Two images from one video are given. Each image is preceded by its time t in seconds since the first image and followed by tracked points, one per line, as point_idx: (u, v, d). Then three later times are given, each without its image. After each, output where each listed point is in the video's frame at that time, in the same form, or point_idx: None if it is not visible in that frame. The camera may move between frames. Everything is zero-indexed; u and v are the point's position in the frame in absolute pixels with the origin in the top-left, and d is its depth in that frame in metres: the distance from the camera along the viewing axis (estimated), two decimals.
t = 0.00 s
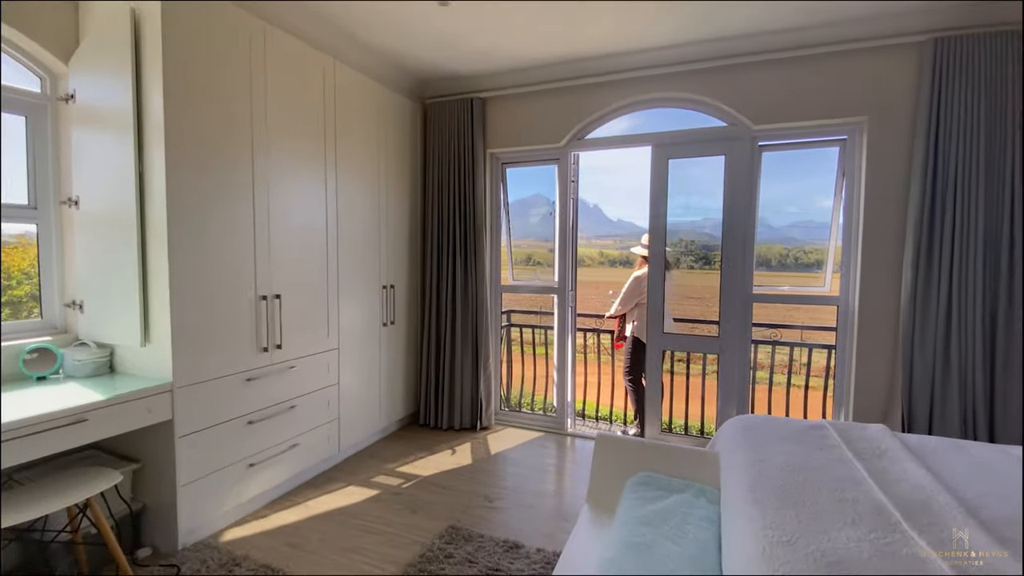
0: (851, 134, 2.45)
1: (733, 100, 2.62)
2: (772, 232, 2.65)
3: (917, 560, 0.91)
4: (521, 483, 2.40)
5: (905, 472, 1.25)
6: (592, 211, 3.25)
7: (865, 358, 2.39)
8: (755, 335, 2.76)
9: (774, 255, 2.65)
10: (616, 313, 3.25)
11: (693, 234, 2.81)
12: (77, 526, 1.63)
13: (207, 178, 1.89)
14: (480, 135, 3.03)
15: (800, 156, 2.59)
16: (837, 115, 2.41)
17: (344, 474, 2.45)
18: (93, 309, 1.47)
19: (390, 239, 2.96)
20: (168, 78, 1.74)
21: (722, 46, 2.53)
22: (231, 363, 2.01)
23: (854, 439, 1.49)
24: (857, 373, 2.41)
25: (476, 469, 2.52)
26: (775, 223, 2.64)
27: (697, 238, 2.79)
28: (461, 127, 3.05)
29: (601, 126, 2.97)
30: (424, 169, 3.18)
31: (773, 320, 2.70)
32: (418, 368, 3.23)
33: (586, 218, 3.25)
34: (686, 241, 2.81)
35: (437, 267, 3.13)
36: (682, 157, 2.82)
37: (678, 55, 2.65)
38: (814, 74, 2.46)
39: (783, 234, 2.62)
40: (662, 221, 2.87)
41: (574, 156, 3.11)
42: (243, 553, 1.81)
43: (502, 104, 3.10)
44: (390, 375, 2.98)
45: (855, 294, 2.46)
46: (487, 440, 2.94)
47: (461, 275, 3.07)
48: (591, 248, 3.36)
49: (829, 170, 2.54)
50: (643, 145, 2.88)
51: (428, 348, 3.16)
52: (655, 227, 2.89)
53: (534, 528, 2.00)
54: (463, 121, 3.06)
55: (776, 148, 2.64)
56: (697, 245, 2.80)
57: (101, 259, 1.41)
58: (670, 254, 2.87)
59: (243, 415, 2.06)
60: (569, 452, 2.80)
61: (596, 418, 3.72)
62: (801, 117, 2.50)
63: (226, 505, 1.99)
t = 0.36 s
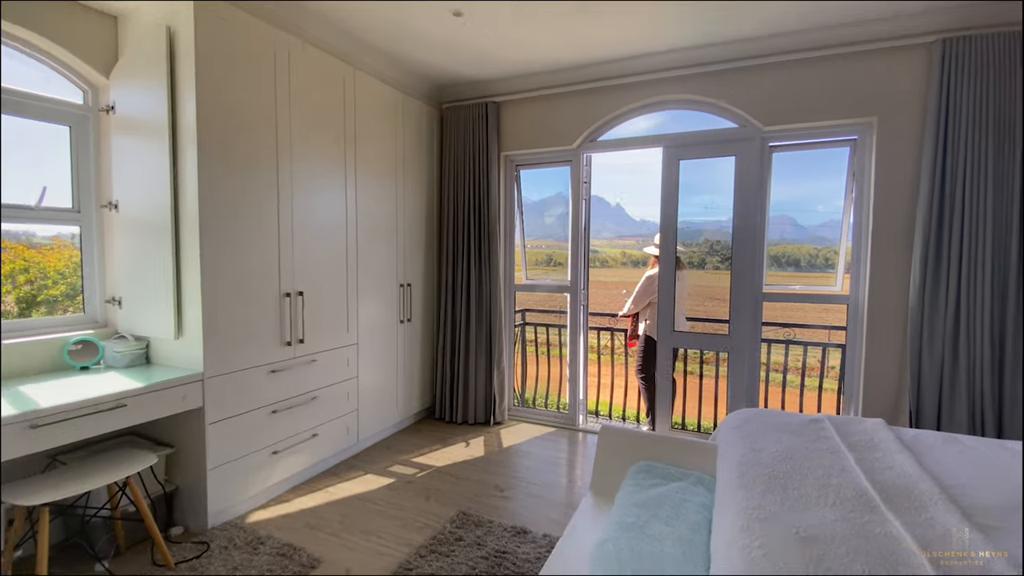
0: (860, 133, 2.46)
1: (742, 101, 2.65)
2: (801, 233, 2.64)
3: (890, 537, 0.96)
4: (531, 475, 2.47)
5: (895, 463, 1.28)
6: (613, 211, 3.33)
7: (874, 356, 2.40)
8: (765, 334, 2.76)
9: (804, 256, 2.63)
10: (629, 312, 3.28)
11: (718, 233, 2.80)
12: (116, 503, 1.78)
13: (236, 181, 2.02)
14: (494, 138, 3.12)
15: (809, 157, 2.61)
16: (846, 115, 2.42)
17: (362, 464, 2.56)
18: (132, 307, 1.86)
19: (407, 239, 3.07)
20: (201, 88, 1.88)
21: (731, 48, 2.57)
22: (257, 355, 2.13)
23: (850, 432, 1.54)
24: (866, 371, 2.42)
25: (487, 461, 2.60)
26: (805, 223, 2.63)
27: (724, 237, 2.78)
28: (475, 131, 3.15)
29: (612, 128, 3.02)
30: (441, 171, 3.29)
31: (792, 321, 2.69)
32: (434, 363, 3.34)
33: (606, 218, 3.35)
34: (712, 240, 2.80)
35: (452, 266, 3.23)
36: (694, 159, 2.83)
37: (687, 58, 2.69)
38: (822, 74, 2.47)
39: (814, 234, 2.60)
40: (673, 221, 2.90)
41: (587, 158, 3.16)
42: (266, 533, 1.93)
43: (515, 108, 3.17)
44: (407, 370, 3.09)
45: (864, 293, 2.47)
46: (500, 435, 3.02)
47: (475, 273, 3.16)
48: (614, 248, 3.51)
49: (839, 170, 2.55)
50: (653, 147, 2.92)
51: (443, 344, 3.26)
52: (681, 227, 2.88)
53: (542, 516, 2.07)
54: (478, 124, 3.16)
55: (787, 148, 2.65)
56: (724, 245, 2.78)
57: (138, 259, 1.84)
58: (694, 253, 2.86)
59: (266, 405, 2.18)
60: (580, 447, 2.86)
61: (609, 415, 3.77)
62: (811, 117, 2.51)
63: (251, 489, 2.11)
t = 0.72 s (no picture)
0: (867, 134, 2.48)
1: (749, 103, 2.70)
2: (833, 232, 2.59)
3: (856, 518, 1.03)
4: (540, 467, 2.56)
5: (878, 457, 1.34)
6: (635, 209, 3.16)
7: (880, 355, 2.42)
8: (772, 333, 2.78)
9: (835, 256, 2.59)
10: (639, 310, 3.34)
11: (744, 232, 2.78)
12: (152, 483, 1.86)
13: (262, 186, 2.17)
14: (507, 141, 3.22)
15: (815, 157, 2.63)
16: (853, 116, 2.45)
17: (379, 454, 2.69)
18: (166, 303, 1.91)
19: (423, 239, 3.19)
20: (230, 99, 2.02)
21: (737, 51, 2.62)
22: (281, 349, 2.28)
23: (841, 425, 1.59)
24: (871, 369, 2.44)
25: (498, 454, 2.70)
26: (837, 223, 2.58)
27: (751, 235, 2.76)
28: (489, 135, 3.26)
29: (623, 129, 3.09)
30: (456, 174, 3.40)
31: (806, 321, 2.69)
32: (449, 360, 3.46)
33: (626, 216, 3.21)
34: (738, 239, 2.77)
35: (466, 265, 3.34)
36: (702, 159, 2.87)
37: (694, 61, 2.75)
38: (828, 76, 2.51)
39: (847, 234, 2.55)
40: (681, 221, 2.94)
41: (597, 160, 3.24)
42: (288, 514, 2.06)
43: (527, 112, 3.27)
44: (422, 365, 3.21)
45: (871, 292, 2.49)
46: (511, 429, 3.12)
47: (488, 272, 3.26)
48: (636, 248, 3.25)
49: (846, 170, 2.56)
50: (662, 148, 2.98)
51: (458, 341, 3.37)
52: (705, 226, 2.87)
53: (547, 505, 2.16)
54: (491, 128, 3.26)
55: (794, 149, 2.68)
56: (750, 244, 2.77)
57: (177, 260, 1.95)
58: (720, 252, 2.84)
59: (289, 396, 2.32)
60: (588, 442, 2.93)
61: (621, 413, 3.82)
62: (817, 119, 2.54)
63: (274, 474, 2.25)
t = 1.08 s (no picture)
0: (874, 134, 2.49)
1: (754, 106, 2.73)
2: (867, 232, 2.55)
3: (831, 505, 1.09)
4: (547, 460, 2.65)
5: (865, 450, 1.40)
6: (657, 208, 3.25)
7: (886, 354, 2.42)
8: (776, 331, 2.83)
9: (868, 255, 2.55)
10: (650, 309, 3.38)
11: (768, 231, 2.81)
12: (184, 465, 2.05)
13: (285, 189, 2.31)
14: (519, 144, 3.31)
15: (823, 157, 2.65)
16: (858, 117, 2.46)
17: (393, 444, 2.82)
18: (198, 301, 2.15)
19: (438, 239, 3.30)
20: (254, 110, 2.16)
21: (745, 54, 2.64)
22: (302, 343, 2.42)
23: (832, 420, 1.64)
24: (877, 368, 2.45)
25: (507, 447, 2.80)
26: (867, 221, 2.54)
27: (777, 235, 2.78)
28: (501, 138, 3.35)
29: (635, 130, 3.14)
30: (470, 176, 3.51)
31: (816, 319, 2.71)
32: (463, 356, 3.57)
33: (649, 216, 3.33)
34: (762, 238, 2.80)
35: (478, 265, 3.44)
36: (710, 161, 2.92)
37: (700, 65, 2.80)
38: (834, 78, 2.52)
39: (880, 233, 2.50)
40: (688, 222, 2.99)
41: (606, 162, 3.30)
42: (307, 497, 2.20)
43: (538, 115, 3.35)
44: (436, 361, 3.33)
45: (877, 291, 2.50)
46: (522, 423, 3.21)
47: (500, 271, 3.36)
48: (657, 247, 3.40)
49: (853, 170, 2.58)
50: (670, 150, 3.04)
51: (471, 338, 3.48)
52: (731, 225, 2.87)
53: (551, 495, 2.24)
54: (503, 131, 3.36)
55: (801, 150, 2.71)
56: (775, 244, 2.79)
57: (206, 265, 2.14)
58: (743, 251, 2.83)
59: (309, 387, 2.46)
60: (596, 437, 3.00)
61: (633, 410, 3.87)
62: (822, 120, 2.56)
63: (296, 460, 2.39)
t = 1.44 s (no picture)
0: (880, 135, 2.50)
1: (760, 107, 2.76)
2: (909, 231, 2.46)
3: (802, 491, 1.16)
4: (555, 452, 2.74)
5: (847, 443, 1.46)
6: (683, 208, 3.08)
7: (892, 353, 2.44)
8: (786, 331, 2.84)
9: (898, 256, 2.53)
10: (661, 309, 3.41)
11: (801, 230, 2.75)
12: (213, 450, 2.23)
13: (307, 193, 2.45)
14: (530, 147, 3.41)
15: (829, 158, 2.67)
16: (864, 118, 2.47)
17: (408, 436, 2.95)
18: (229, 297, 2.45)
19: (452, 239, 3.42)
20: (278, 119, 2.31)
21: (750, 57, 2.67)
22: (322, 338, 2.56)
23: (823, 414, 1.69)
24: (882, 366, 2.46)
25: (517, 439, 2.91)
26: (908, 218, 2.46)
27: (809, 235, 2.72)
28: (513, 141, 3.46)
29: (645, 130, 3.18)
30: (484, 178, 3.64)
31: (819, 318, 2.73)
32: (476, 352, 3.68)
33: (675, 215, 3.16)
34: (794, 238, 2.75)
35: (491, 264, 3.56)
36: (716, 162, 2.95)
37: (706, 68, 2.84)
38: (838, 79, 2.53)
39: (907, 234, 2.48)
40: (696, 222, 3.02)
41: (616, 164, 3.37)
42: (326, 483, 2.35)
43: (549, 119, 3.45)
44: (451, 357, 3.45)
45: (882, 290, 2.51)
46: (534, 418, 3.31)
47: (512, 270, 3.47)
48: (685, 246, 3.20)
49: (859, 169, 2.58)
50: (677, 151, 3.08)
51: (485, 335, 3.59)
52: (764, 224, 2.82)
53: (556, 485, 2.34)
54: (515, 135, 3.46)
55: (807, 150, 2.73)
56: (808, 244, 2.73)
57: (235, 264, 2.42)
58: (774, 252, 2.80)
59: (329, 380, 2.60)
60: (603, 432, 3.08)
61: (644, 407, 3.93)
62: (827, 121, 2.58)
63: (317, 448, 2.54)
